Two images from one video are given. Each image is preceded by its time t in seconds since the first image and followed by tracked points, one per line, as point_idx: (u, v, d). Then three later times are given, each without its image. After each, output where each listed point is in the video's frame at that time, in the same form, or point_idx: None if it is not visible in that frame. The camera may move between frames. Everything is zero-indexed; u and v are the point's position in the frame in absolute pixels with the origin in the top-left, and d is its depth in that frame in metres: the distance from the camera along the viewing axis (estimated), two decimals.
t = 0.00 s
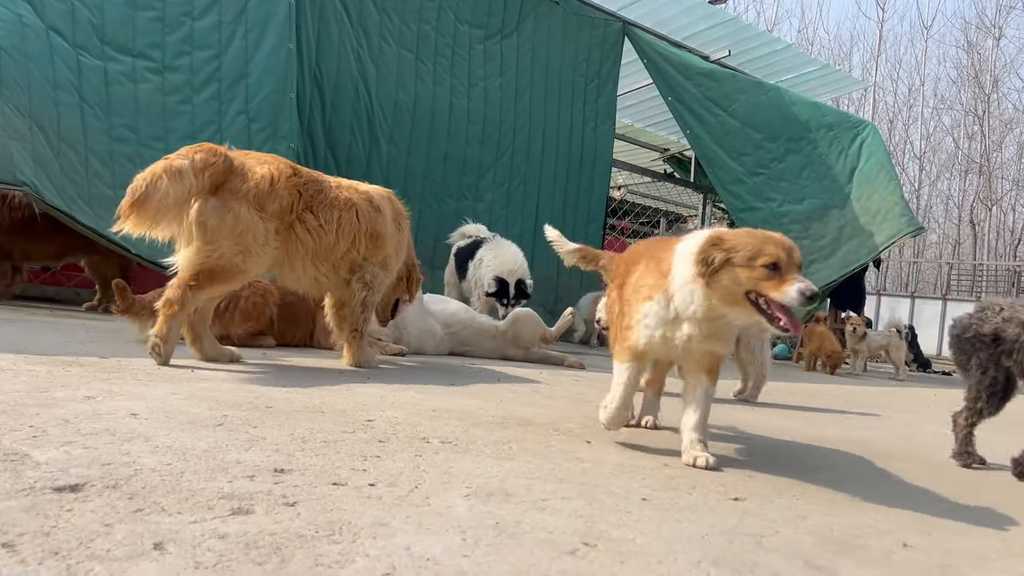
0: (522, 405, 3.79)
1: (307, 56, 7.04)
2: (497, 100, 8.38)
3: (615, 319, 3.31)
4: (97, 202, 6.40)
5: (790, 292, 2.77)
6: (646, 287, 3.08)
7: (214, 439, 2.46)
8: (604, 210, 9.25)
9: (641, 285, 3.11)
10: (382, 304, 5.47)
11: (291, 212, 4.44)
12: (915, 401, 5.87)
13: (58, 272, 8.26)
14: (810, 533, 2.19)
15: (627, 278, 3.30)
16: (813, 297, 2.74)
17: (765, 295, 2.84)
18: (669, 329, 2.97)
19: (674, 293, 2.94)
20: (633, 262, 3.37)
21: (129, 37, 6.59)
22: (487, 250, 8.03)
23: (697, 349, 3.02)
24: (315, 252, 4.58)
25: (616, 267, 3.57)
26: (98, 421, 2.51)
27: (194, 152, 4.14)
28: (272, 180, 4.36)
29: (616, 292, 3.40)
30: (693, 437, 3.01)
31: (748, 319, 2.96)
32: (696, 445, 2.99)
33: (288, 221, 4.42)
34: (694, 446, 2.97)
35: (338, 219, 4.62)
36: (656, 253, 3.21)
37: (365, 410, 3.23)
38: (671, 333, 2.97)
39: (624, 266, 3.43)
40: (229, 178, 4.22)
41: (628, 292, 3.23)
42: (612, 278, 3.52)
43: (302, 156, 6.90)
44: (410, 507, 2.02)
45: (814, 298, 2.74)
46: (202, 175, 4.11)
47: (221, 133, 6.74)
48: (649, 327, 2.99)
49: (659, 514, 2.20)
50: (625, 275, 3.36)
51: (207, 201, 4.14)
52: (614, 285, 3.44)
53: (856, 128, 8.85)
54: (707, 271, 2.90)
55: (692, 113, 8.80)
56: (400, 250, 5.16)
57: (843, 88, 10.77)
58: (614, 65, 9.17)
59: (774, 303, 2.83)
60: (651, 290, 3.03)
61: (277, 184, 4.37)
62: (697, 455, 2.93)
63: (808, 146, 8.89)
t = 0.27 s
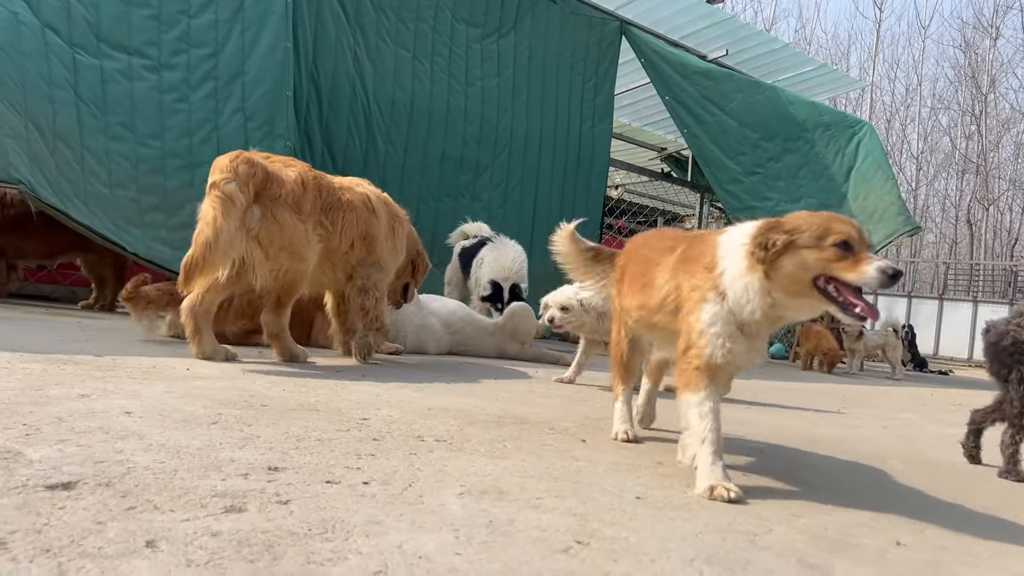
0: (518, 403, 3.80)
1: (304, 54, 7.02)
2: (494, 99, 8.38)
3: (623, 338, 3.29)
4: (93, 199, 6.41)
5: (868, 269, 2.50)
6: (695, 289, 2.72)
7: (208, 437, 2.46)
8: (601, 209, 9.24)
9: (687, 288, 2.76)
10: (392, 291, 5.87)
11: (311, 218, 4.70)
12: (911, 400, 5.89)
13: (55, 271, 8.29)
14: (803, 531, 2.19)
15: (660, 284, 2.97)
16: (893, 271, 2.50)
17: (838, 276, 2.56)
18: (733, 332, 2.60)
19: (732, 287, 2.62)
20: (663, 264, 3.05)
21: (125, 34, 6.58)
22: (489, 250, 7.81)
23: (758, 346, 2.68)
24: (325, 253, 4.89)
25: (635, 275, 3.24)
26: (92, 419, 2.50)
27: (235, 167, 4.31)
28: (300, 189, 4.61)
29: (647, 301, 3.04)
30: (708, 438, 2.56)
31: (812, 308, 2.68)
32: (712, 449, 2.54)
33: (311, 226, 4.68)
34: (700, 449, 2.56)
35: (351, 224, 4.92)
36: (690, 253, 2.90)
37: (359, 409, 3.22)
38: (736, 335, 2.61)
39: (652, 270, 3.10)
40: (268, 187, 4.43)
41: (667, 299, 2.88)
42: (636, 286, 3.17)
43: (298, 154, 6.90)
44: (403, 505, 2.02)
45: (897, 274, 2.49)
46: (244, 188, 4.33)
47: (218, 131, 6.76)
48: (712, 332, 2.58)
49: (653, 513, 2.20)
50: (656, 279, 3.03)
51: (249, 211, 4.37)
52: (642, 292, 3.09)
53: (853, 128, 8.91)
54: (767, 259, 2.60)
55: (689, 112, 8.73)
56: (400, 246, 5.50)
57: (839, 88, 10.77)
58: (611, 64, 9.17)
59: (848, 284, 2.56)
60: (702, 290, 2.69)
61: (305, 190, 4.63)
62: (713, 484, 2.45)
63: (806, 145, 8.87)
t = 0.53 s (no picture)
0: (514, 401, 3.80)
1: (301, 52, 7.01)
2: (492, 97, 8.38)
3: (625, 345, 3.32)
4: (89, 197, 6.44)
5: (975, 243, 2.27)
6: (743, 277, 2.50)
7: (203, 434, 2.46)
8: (599, 208, 9.24)
9: (733, 276, 2.54)
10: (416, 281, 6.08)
11: (320, 219, 4.84)
12: (907, 399, 5.89)
13: (51, 268, 8.27)
14: (797, 529, 2.19)
15: (697, 271, 2.74)
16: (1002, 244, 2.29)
17: (938, 254, 2.32)
18: (787, 327, 2.41)
19: (800, 279, 2.40)
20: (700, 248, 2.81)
21: (122, 32, 6.58)
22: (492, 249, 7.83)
23: (824, 340, 2.46)
24: (338, 254, 5.04)
25: (664, 258, 3.00)
26: (86, 416, 2.50)
27: (235, 170, 4.45)
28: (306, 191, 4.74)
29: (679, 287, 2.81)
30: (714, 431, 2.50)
31: (895, 296, 2.44)
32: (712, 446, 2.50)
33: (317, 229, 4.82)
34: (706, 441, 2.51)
35: (362, 227, 5.07)
36: (740, 236, 2.66)
37: (355, 407, 3.22)
38: (791, 330, 2.42)
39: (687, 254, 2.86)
40: (270, 190, 4.57)
41: (706, 285, 2.66)
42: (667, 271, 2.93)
43: (295, 152, 6.89)
44: (397, 503, 2.02)
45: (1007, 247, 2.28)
46: (243, 191, 4.45)
47: (214, 129, 6.75)
48: (760, 328, 2.40)
49: (648, 510, 2.20)
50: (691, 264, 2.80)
51: (251, 210, 4.50)
52: (674, 278, 2.86)
53: (850, 127, 8.82)
54: (855, 246, 2.36)
55: (687, 112, 8.73)
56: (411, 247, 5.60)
57: (837, 87, 10.76)
58: (609, 62, 9.16)
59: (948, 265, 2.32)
60: (755, 280, 2.47)
61: (312, 190, 4.77)
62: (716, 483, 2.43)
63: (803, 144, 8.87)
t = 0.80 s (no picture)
0: (510, 400, 3.79)
1: (297, 50, 7.00)
2: (489, 95, 8.36)
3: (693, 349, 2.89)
4: (84, 195, 6.44)
5: None
6: (860, 284, 2.31)
7: (196, 433, 2.45)
8: (596, 207, 9.23)
9: (847, 282, 2.34)
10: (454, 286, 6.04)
11: (339, 220, 4.91)
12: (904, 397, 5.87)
13: (46, 266, 8.24)
14: (792, 527, 2.19)
15: (793, 277, 2.51)
16: None
17: None
18: (906, 337, 2.25)
19: (933, 289, 2.24)
20: (793, 253, 2.59)
21: (117, 29, 6.57)
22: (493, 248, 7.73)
23: (960, 336, 2.30)
24: (362, 256, 5.09)
25: (742, 262, 2.73)
26: (79, 415, 2.49)
27: (248, 174, 4.74)
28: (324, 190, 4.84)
29: (769, 294, 2.56)
30: (815, 443, 2.26)
31: None
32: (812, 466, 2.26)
33: (336, 229, 4.89)
34: (795, 455, 2.29)
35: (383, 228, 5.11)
36: (846, 241, 2.49)
37: (350, 406, 3.21)
38: (908, 342, 2.26)
39: (776, 259, 2.62)
40: (285, 192, 4.77)
41: (811, 292, 2.43)
42: (751, 275, 2.67)
43: (292, 150, 6.88)
44: (392, 501, 2.01)
45: None
46: (254, 192, 4.71)
47: (210, 126, 6.74)
48: (881, 339, 2.22)
49: (643, 509, 2.19)
50: (784, 270, 2.56)
51: (268, 210, 4.72)
52: (760, 284, 2.61)
53: (849, 126, 8.96)
54: (998, 223, 2.23)
55: (684, 110, 8.69)
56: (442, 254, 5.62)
57: (835, 86, 10.76)
58: (607, 60, 9.15)
59: None
60: (877, 287, 2.28)
61: (330, 190, 4.85)
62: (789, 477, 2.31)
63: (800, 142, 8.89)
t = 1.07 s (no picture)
0: (507, 400, 3.78)
1: (294, 48, 7.00)
2: (486, 94, 8.36)
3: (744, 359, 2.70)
4: (80, 194, 6.43)
5: None
6: (1000, 298, 2.19)
7: (191, 432, 2.44)
8: (594, 206, 9.22)
9: (984, 298, 2.21)
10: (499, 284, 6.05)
11: (368, 228, 5.06)
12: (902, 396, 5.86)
13: (41, 266, 8.26)
14: (789, 527, 2.19)
15: (906, 294, 2.37)
16: None
17: None
18: None
19: None
20: (892, 263, 2.45)
21: (114, 28, 6.56)
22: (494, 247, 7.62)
23: None
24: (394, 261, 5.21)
25: (822, 269, 2.55)
26: (74, 413, 2.48)
27: (283, 188, 4.95)
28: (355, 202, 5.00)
29: (877, 313, 2.41)
30: None
31: None
32: None
33: (365, 237, 5.04)
34: (1014, 520, 2.10)
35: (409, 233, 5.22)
36: (954, 249, 2.37)
37: (346, 404, 3.20)
38: None
39: (873, 269, 2.47)
40: (317, 205, 4.97)
41: (943, 316, 2.29)
42: (840, 286, 2.49)
43: (288, 150, 6.87)
44: (387, 500, 2.01)
45: None
46: (287, 205, 4.93)
47: (206, 126, 6.73)
48: None
49: (639, 508, 2.19)
50: (890, 284, 2.42)
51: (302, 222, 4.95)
52: (859, 299, 2.46)
53: (846, 125, 8.99)
54: None
55: (682, 109, 8.67)
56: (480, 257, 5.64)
57: (833, 85, 10.76)
58: (604, 59, 9.15)
59: None
60: (1015, 295, 2.17)
61: (357, 202, 5.00)
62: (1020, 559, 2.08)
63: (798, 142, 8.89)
